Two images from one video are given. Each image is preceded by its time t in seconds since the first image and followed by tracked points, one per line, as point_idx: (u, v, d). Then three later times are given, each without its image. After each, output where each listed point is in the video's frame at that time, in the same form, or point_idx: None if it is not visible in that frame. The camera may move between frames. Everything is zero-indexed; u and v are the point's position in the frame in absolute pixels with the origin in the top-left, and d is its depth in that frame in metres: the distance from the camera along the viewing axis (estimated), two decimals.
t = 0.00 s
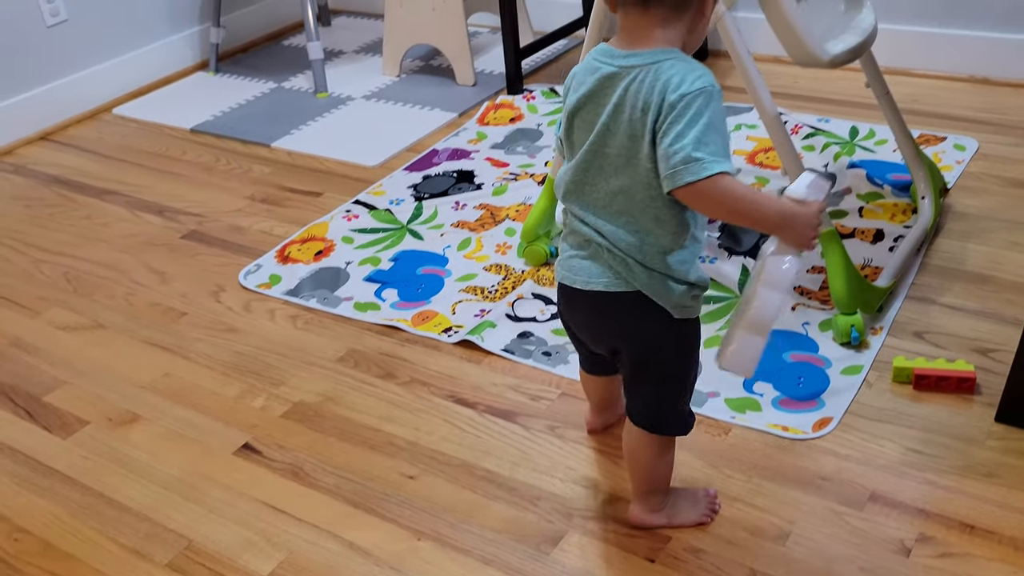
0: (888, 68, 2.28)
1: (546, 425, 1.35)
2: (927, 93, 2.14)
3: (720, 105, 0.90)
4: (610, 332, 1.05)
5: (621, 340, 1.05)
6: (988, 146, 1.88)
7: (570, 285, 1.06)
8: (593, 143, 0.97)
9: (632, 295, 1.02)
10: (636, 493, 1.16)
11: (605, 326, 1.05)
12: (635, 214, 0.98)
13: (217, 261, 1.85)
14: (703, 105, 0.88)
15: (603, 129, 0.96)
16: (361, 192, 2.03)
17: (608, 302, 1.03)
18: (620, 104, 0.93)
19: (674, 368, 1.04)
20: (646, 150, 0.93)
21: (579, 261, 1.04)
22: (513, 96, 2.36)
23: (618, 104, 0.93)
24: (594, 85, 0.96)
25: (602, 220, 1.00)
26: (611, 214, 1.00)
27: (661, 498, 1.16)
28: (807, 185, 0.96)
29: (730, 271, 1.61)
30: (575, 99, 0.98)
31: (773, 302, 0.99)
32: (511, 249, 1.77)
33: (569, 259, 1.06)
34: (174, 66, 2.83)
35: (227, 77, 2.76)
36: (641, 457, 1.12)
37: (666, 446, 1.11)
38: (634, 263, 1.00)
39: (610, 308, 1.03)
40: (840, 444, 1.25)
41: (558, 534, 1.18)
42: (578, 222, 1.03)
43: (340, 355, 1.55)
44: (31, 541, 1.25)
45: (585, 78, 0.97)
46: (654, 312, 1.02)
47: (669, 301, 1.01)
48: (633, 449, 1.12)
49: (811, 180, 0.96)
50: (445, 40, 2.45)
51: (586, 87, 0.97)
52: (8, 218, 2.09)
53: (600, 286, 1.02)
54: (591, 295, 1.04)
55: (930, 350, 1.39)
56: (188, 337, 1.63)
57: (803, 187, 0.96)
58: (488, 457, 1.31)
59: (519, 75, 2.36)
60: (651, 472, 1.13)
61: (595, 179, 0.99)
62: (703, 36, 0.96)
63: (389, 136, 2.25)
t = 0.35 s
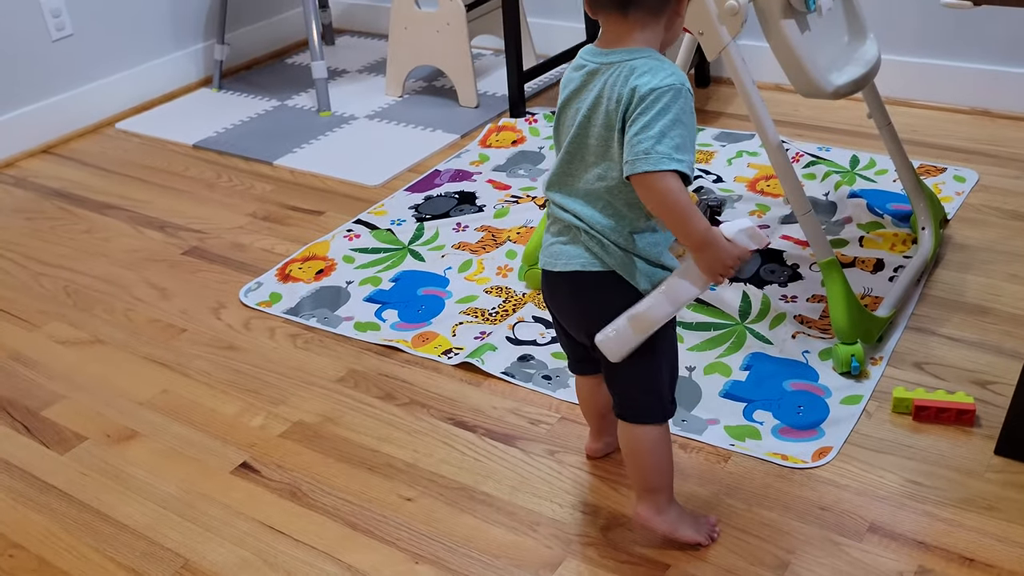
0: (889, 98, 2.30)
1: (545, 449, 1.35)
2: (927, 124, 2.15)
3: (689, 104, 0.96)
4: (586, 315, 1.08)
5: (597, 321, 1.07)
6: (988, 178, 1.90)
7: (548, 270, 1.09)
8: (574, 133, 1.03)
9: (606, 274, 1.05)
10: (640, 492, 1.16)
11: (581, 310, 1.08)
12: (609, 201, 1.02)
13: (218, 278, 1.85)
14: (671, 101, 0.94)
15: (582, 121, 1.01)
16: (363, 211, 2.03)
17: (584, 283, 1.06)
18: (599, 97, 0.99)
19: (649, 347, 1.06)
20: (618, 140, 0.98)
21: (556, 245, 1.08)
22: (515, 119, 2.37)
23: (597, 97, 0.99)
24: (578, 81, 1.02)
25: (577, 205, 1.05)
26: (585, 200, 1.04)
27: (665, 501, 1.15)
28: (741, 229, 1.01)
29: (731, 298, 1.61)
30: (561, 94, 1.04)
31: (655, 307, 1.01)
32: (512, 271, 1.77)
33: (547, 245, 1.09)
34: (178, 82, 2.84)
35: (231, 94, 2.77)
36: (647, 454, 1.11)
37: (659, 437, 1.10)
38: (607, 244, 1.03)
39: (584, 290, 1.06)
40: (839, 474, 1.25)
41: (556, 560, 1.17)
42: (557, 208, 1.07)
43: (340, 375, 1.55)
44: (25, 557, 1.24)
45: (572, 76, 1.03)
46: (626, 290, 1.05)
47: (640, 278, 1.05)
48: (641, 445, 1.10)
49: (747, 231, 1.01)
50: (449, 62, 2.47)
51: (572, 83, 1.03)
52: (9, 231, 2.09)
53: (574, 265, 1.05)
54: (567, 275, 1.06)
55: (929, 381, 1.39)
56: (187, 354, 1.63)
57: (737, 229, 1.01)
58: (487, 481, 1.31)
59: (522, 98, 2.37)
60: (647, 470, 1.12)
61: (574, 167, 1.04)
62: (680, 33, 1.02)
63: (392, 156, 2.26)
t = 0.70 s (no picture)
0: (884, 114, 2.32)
1: (541, 458, 1.35)
2: (923, 141, 2.17)
3: (674, 109, 0.97)
4: (577, 319, 1.08)
5: (588, 326, 1.08)
6: (982, 196, 1.91)
7: (540, 273, 1.10)
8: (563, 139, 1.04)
9: (597, 277, 1.05)
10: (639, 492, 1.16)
11: (573, 314, 1.08)
12: (601, 203, 1.04)
13: (215, 282, 1.85)
14: (657, 107, 0.95)
15: (571, 128, 1.02)
16: (361, 218, 2.04)
17: (574, 287, 1.06)
18: (586, 104, 1.00)
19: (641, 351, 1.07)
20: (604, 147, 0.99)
21: (548, 249, 1.09)
22: (514, 129, 2.38)
23: (584, 104, 1.00)
24: (565, 88, 1.03)
25: (570, 209, 1.06)
26: (578, 204, 1.05)
27: (660, 503, 1.16)
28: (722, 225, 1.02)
29: (727, 310, 1.62)
30: (549, 101, 1.05)
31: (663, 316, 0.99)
32: (509, 280, 1.78)
33: (540, 249, 1.10)
34: (178, 87, 2.84)
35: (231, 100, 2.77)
36: (644, 457, 1.12)
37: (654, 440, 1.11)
38: (598, 246, 1.04)
39: (575, 294, 1.07)
40: (833, 486, 1.25)
41: (550, 567, 1.18)
42: (549, 212, 1.08)
43: (336, 381, 1.55)
44: (19, 558, 1.24)
45: (558, 83, 1.04)
46: (616, 294, 1.05)
47: (630, 279, 1.05)
48: (638, 448, 1.11)
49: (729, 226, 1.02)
50: (449, 71, 2.48)
51: (558, 91, 1.04)
52: (6, 232, 2.09)
53: (565, 267, 1.06)
54: (559, 278, 1.07)
55: (923, 395, 1.40)
56: (184, 358, 1.63)
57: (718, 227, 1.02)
58: (482, 488, 1.31)
59: (521, 108, 2.38)
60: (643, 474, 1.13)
61: (565, 172, 1.05)
62: (665, 37, 1.02)
63: (390, 164, 2.27)
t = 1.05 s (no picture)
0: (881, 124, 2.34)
1: (537, 461, 1.36)
2: (919, 152, 2.19)
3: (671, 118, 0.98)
4: (575, 322, 1.10)
5: (586, 329, 1.09)
6: (978, 206, 1.93)
7: (537, 278, 1.11)
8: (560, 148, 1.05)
9: (594, 283, 1.07)
10: (633, 494, 1.17)
11: (571, 317, 1.10)
12: (597, 210, 1.05)
13: (214, 283, 1.86)
14: (656, 118, 0.97)
15: (568, 137, 1.03)
16: (360, 222, 2.05)
17: (572, 292, 1.08)
18: (583, 114, 1.01)
19: (638, 356, 1.08)
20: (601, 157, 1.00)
21: (544, 255, 1.10)
22: (513, 134, 2.39)
23: (581, 114, 1.01)
24: (560, 98, 1.04)
25: (566, 216, 1.07)
26: (574, 211, 1.06)
27: (655, 509, 1.17)
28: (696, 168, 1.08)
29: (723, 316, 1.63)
30: (544, 110, 1.06)
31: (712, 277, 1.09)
32: (507, 284, 1.79)
33: (536, 255, 1.11)
34: (179, 89, 2.85)
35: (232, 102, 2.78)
36: (637, 460, 1.12)
37: (648, 446, 1.12)
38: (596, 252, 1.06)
39: (573, 298, 1.08)
40: (826, 492, 1.26)
41: (545, 569, 1.18)
42: (546, 219, 1.09)
43: (334, 383, 1.56)
44: (17, 555, 1.24)
45: (553, 92, 1.05)
46: (613, 299, 1.07)
47: (627, 285, 1.06)
48: (631, 452, 1.12)
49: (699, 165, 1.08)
50: (449, 76, 2.49)
51: (554, 100, 1.04)
52: (6, 232, 2.09)
53: (562, 272, 1.07)
54: (557, 283, 1.08)
55: (917, 403, 1.41)
56: (183, 358, 1.64)
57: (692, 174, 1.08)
58: (478, 490, 1.32)
59: (520, 114, 2.39)
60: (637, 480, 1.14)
61: (561, 180, 1.06)
62: (659, 44, 1.03)
63: (390, 168, 2.28)
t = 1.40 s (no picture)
0: (882, 132, 2.35)
1: (536, 461, 1.37)
2: (919, 159, 2.20)
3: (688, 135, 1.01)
4: (576, 327, 1.10)
5: (587, 333, 1.09)
6: (977, 214, 1.94)
7: (538, 282, 1.11)
8: (566, 156, 1.04)
9: (596, 288, 1.07)
10: (633, 496, 1.17)
11: (571, 321, 1.10)
12: (605, 218, 1.05)
13: (217, 283, 1.86)
14: (681, 139, 0.99)
15: (576, 147, 1.02)
16: (362, 223, 2.05)
17: (574, 298, 1.08)
18: (594, 126, 1.00)
19: (641, 358, 1.09)
20: (614, 173, 1.01)
21: (547, 260, 1.10)
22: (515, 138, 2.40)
23: (590, 126, 1.01)
24: (568, 106, 1.02)
25: (571, 222, 1.07)
26: (580, 219, 1.06)
27: (654, 509, 1.17)
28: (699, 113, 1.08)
29: (722, 320, 1.64)
30: (548, 117, 1.05)
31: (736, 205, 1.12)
32: (508, 286, 1.79)
33: (538, 259, 1.11)
34: (181, 89, 2.86)
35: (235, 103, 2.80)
36: (638, 461, 1.13)
37: (650, 446, 1.12)
38: (599, 259, 1.06)
39: (574, 304, 1.09)
40: (824, 495, 1.27)
41: (544, 568, 1.19)
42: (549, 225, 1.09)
43: (335, 382, 1.56)
44: (18, 549, 1.25)
45: (558, 99, 1.03)
46: (615, 303, 1.07)
47: (629, 289, 1.07)
48: (632, 453, 1.12)
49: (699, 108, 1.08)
50: (452, 80, 2.50)
51: (560, 108, 1.03)
52: (9, 229, 2.10)
53: (565, 279, 1.08)
54: (559, 289, 1.09)
55: (916, 408, 1.42)
56: (184, 356, 1.64)
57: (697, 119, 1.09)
58: (478, 489, 1.33)
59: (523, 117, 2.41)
60: (636, 481, 1.15)
61: (566, 187, 1.06)
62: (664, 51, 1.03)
63: (392, 170, 2.29)
